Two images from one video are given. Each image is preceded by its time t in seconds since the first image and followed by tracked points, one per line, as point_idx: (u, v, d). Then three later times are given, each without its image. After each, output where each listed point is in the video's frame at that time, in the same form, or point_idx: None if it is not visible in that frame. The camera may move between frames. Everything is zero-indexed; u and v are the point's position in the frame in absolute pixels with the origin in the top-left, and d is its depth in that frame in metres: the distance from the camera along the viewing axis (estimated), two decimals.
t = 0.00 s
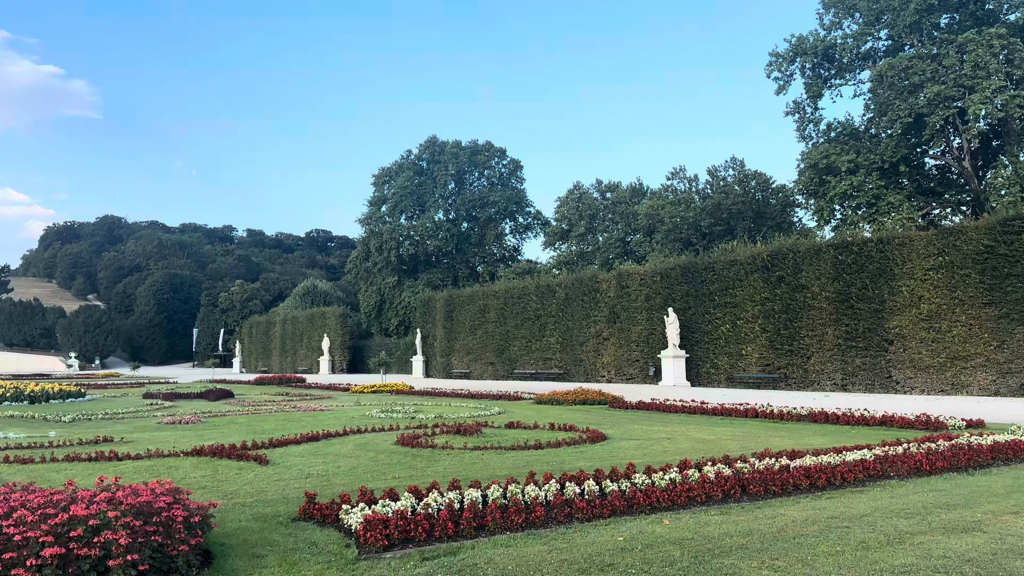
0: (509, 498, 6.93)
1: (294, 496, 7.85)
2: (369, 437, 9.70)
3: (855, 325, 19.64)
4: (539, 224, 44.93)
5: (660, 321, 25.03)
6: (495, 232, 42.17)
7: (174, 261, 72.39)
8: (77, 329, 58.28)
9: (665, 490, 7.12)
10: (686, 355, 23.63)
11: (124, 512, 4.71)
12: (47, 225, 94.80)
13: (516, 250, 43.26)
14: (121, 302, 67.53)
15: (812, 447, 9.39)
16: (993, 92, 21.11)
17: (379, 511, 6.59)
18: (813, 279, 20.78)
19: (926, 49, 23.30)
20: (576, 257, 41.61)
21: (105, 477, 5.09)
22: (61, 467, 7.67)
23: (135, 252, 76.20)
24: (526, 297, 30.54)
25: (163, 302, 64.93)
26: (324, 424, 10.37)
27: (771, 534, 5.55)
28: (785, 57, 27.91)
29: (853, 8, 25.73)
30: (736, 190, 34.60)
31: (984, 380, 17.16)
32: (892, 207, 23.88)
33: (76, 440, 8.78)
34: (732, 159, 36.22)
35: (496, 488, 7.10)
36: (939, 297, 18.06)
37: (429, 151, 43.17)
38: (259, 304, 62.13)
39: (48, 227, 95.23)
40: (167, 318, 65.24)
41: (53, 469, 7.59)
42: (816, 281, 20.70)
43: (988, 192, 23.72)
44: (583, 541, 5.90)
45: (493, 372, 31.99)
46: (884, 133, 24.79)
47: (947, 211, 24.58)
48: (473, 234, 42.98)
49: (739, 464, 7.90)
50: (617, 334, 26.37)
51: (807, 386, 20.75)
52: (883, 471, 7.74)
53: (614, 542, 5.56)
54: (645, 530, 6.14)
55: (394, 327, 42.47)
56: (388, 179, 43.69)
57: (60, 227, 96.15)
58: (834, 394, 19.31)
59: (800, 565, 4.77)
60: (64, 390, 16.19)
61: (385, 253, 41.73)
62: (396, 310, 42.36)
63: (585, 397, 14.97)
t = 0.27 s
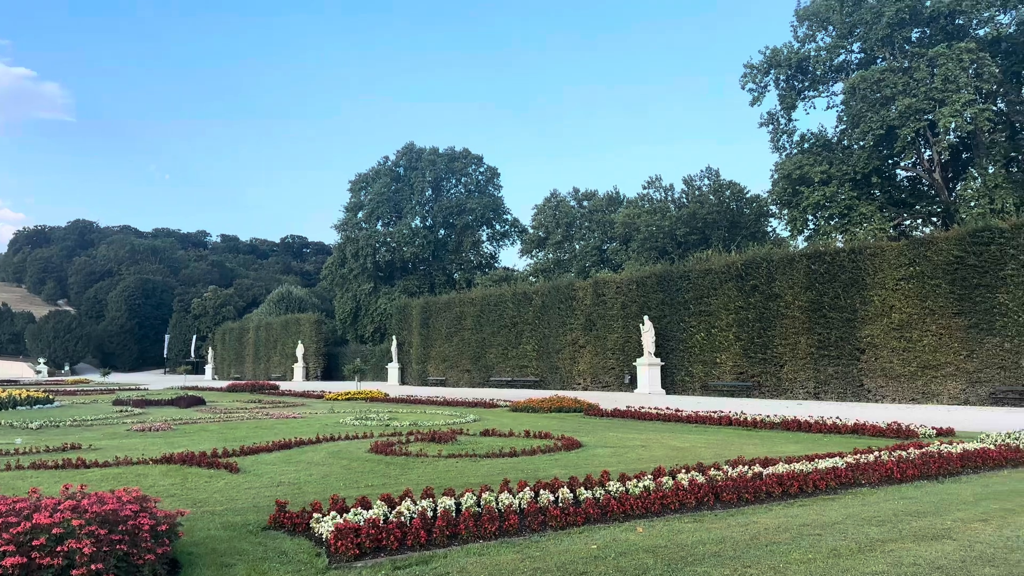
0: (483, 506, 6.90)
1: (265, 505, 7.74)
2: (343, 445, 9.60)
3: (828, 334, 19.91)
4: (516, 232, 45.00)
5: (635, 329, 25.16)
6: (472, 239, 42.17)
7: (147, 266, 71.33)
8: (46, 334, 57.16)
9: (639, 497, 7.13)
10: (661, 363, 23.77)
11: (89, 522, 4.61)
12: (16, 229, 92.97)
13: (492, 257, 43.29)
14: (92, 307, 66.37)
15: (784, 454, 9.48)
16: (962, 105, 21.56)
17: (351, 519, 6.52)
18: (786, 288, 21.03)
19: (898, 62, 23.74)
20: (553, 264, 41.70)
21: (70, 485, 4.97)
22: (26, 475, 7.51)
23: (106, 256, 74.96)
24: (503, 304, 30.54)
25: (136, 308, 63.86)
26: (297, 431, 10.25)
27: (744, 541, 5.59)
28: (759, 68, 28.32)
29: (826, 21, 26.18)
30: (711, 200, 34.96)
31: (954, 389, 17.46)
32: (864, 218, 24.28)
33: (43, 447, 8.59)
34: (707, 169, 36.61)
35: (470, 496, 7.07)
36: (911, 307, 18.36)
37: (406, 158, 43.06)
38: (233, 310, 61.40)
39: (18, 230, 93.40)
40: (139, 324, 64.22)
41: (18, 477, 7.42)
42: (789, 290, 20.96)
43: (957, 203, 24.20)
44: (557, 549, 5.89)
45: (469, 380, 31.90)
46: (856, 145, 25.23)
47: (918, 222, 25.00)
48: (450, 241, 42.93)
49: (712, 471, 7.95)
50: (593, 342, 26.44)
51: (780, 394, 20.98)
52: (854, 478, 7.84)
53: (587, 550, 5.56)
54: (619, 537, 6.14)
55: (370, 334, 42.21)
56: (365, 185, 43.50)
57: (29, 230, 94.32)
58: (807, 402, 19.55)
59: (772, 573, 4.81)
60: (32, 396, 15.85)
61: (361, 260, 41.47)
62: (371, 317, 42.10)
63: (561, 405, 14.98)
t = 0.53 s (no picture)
0: (449, 514, 6.85)
1: (227, 513, 7.60)
2: (308, 453, 9.48)
3: (791, 342, 20.24)
4: (485, 238, 45.00)
5: (603, 336, 25.31)
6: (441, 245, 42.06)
7: (109, 270, 69.78)
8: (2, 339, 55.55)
9: (604, 505, 7.16)
10: (629, 370, 23.93)
11: (42, 533, 4.45)
12: None
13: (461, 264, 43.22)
14: (51, 311, 64.70)
15: (748, 461, 9.60)
16: (922, 118, 22.12)
17: (314, 528, 6.43)
18: (751, 296, 21.35)
19: (861, 76, 24.28)
20: (522, 271, 41.74)
21: (24, 494, 4.79)
22: None
23: (66, 259, 73.15)
24: (471, 311, 30.49)
25: (97, 312, 62.28)
26: (261, 439, 10.10)
27: (707, 548, 5.64)
28: (726, 80, 28.77)
29: (791, 34, 26.67)
30: (678, 208, 35.39)
31: (913, 397, 17.86)
32: (827, 228, 24.76)
33: None
34: (674, 178, 37.02)
35: (436, 504, 7.02)
36: (872, 316, 18.76)
37: (375, 163, 42.78)
38: (198, 315, 60.34)
39: None
40: (100, 328, 62.76)
41: None
42: (754, 298, 21.28)
43: (917, 214, 24.80)
44: (521, 557, 5.88)
45: (437, 386, 31.74)
46: (819, 156, 25.75)
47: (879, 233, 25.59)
48: (419, 247, 42.76)
49: (678, 478, 8.01)
50: (561, 349, 26.52)
51: (744, 401, 21.26)
52: (816, 485, 7.96)
53: (553, 558, 5.55)
54: (584, 545, 6.15)
55: (336, 340, 41.80)
56: (333, 190, 43.12)
57: None
58: (770, 409, 19.84)
59: None
60: None
61: (328, 265, 41.05)
62: (338, 322, 41.70)
63: (528, 411, 14.99)
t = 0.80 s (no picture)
0: (400, 519, 6.77)
1: (172, 519, 7.38)
2: (257, 458, 9.28)
3: (741, 346, 20.67)
4: (440, 241, 44.81)
5: (558, 340, 25.44)
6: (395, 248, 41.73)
7: (49, 269, 67.27)
8: None
9: (557, 508, 7.18)
10: (582, 374, 24.10)
11: None
12: None
13: (415, 267, 42.97)
14: None
15: (698, 464, 9.75)
16: (868, 129, 22.83)
17: (262, 535, 6.28)
18: (702, 302, 21.73)
19: (810, 87, 24.93)
20: (477, 275, 41.68)
21: None
22: None
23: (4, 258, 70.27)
24: (425, 314, 30.30)
25: (37, 313, 59.94)
26: (208, 444, 9.84)
27: (659, 551, 5.70)
28: (680, 88, 29.26)
29: (743, 44, 27.27)
30: (632, 214, 35.87)
31: (858, 401, 18.42)
32: (775, 235, 25.38)
33: None
34: (629, 184, 37.46)
35: (387, 509, 6.93)
36: (818, 322, 19.28)
37: (329, 164, 42.19)
38: (144, 316, 58.61)
39: None
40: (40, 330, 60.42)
41: None
42: (705, 303, 21.66)
43: (862, 223, 25.62)
44: (474, 562, 5.85)
45: (390, 390, 31.43)
46: (769, 165, 26.38)
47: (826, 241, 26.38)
48: (373, 250, 42.32)
49: (629, 481, 8.09)
50: (516, 352, 26.55)
51: (695, 405, 21.63)
52: (765, 488, 8.13)
53: (506, 563, 5.53)
54: (536, 549, 6.16)
55: (287, 343, 41.06)
56: (285, 191, 42.39)
57: None
58: (720, 412, 20.23)
59: None
60: None
61: (279, 267, 40.30)
62: (290, 325, 40.98)
63: (482, 415, 14.96)
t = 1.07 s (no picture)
0: (336, 522, 6.65)
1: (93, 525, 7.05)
2: (186, 461, 8.97)
3: (675, 348, 21.13)
4: (379, 240, 44.28)
5: (497, 340, 25.48)
6: (333, 247, 41.01)
7: None
8: None
9: (495, 509, 7.17)
10: (521, 375, 24.20)
11: None
12: None
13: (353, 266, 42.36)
14: None
15: (635, 464, 9.91)
16: (800, 138, 23.67)
17: (191, 540, 6.06)
18: (639, 303, 22.12)
19: (744, 95, 25.67)
20: (417, 275, 41.35)
21: None
22: None
23: None
24: (363, 314, 29.89)
25: None
26: (134, 446, 9.46)
27: (596, 550, 5.77)
28: (619, 93, 29.73)
29: (680, 52, 27.91)
30: (571, 217, 36.24)
31: (787, 402, 19.06)
32: (710, 239, 26.08)
33: None
34: (568, 187, 37.85)
35: (323, 512, 6.79)
36: (749, 324, 19.88)
37: (264, 159, 41.14)
38: (66, 314, 55.97)
39: None
40: None
41: None
42: (642, 305, 22.06)
43: (792, 229, 26.53)
44: (412, 565, 5.79)
45: (326, 391, 30.86)
46: (704, 170, 27.07)
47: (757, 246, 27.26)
48: (309, 248, 41.28)
49: (567, 482, 8.16)
50: (455, 353, 26.46)
51: (631, 405, 21.99)
52: (698, 486, 8.32)
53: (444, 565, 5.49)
54: (474, 550, 6.14)
55: (219, 343, 39.85)
56: (218, 186, 41.16)
57: None
58: (655, 412, 20.64)
59: None
60: None
61: (211, 264, 39.09)
62: (221, 324, 39.77)
63: (420, 416, 14.84)
